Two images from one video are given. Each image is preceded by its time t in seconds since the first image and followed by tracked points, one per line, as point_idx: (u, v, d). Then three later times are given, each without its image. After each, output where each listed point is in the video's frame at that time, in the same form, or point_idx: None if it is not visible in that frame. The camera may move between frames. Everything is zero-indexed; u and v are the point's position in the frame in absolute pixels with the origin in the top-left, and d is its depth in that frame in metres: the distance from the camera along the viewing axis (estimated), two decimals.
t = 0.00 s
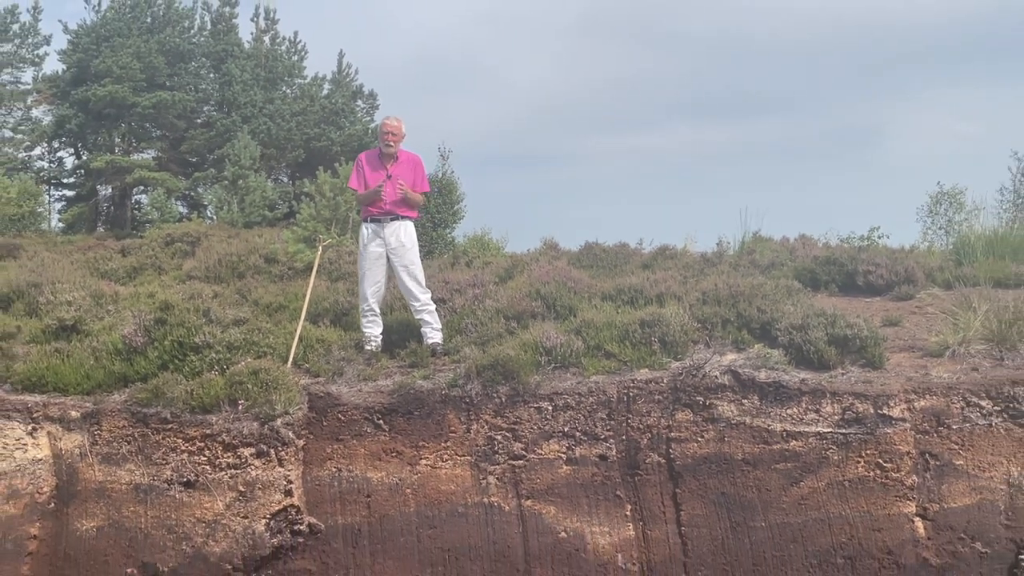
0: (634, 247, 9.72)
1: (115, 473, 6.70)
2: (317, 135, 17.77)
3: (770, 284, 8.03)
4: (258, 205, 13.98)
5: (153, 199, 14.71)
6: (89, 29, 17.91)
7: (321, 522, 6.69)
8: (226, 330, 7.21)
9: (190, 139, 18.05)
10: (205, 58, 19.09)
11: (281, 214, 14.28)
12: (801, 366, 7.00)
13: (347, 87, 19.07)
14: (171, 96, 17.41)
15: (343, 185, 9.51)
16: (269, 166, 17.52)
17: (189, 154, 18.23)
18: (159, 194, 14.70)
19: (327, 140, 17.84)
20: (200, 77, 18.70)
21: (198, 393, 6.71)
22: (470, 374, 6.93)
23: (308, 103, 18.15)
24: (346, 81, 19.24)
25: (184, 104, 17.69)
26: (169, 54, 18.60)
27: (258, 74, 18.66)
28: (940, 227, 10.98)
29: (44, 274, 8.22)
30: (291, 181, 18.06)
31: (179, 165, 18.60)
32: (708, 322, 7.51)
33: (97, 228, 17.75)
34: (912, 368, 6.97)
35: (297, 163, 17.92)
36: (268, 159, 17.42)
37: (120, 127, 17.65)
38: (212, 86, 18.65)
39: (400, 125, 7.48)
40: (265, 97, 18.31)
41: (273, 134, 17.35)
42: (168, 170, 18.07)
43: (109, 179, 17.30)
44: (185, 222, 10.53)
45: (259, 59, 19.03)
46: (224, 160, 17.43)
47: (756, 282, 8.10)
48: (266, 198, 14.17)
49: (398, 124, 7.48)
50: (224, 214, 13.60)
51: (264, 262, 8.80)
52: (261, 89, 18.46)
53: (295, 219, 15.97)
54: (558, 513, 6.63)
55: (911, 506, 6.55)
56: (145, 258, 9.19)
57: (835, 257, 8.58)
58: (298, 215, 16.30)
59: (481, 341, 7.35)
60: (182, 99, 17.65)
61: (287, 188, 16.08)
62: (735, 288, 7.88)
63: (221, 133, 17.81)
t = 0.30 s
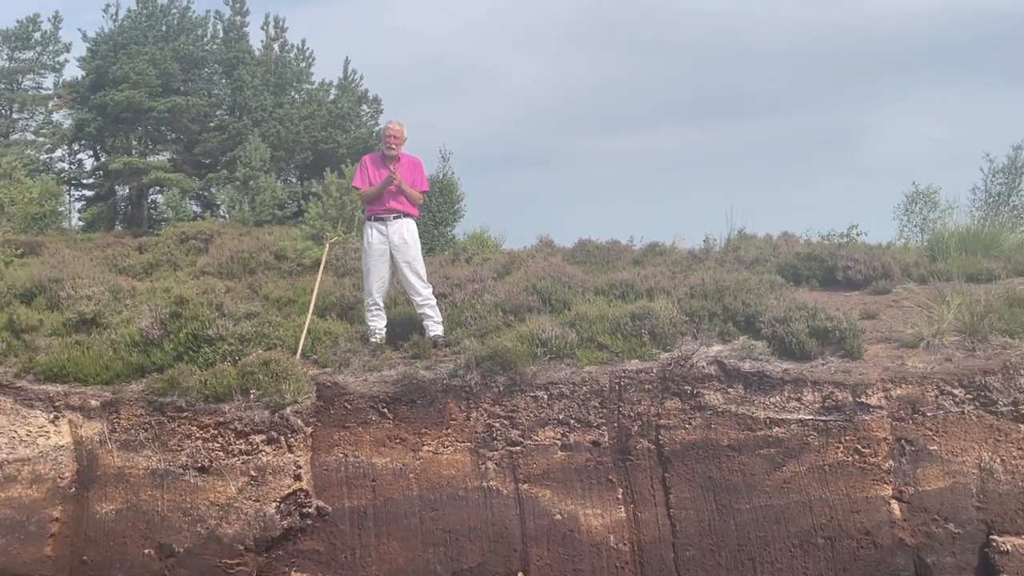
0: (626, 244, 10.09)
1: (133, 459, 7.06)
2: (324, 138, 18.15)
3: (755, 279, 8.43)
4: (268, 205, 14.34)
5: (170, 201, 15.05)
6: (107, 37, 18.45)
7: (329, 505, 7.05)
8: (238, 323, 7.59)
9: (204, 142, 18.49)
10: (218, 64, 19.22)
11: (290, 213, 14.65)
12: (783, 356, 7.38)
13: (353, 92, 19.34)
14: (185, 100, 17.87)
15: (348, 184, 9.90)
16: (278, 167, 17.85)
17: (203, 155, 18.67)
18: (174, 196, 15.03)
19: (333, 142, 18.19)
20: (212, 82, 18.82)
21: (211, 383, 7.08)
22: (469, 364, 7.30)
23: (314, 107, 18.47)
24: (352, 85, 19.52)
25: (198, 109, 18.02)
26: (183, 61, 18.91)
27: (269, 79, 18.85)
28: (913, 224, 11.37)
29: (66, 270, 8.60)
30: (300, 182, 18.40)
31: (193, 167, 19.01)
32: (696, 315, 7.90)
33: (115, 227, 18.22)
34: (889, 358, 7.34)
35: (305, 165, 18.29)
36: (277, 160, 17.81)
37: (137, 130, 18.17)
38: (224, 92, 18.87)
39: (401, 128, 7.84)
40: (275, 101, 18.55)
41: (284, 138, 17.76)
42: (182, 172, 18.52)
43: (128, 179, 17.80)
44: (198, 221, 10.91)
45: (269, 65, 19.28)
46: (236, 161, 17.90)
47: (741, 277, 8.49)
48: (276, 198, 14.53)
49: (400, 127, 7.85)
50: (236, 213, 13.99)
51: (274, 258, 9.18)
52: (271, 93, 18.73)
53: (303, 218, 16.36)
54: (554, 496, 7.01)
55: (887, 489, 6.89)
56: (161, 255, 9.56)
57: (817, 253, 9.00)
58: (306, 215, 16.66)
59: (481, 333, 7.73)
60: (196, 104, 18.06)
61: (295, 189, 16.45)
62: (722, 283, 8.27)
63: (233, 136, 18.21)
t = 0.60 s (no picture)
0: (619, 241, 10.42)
1: (146, 447, 7.37)
2: (330, 139, 18.36)
3: (742, 276, 8.78)
4: (275, 204, 14.66)
5: (182, 201, 15.36)
6: (121, 42, 19.07)
7: (334, 492, 7.34)
8: (246, 318, 7.92)
9: (214, 143, 18.93)
10: (227, 70, 19.76)
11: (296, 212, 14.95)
12: (768, 349, 7.72)
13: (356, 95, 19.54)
14: (195, 103, 18.30)
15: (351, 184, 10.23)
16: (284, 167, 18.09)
17: (213, 156, 19.08)
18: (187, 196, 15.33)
19: (338, 144, 18.42)
20: (222, 86, 19.57)
21: (221, 374, 7.39)
22: (469, 357, 7.62)
23: (319, 109, 18.66)
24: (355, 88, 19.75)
25: (208, 113, 18.55)
26: (193, 66, 19.41)
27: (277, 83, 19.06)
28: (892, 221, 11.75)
29: (82, 267, 8.93)
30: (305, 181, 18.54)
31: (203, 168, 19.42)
32: (685, 310, 8.24)
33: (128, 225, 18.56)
34: (870, 351, 7.68)
35: (310, 164, 18.63)
36: (284, 160, 18.04)
37: (149, 132, 18.68)
38: (232, 96, 19.41)
39: (403, 130, 8.16)
40: (283, 104, 18.80)
41: (290, 139, 18.03)
42: (193, 172, 18.93)
43: (140, 179, 18.20)
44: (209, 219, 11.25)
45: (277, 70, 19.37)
46: (245, 162, 18.28)
47: (728, 273, 8.84)
48: (283, 198, 14.84)
49: (402, 129, 8.17)
50: (245, 211, 14.33)
51: (281, 255, 9.50)
52: (278, 97, 18.98)
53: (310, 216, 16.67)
54: (550, 483, 7.33)
55: (868, 476, 7.21)
56: (173, 252, 9.88)
57: (801, 250, 9.38)
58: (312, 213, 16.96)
59: (479, 327, 8.04)
60: (206, 108, 18.52)
61: (302, 188, 16.77)
62: (710, 279, 8.61)
63: (241, 138, 18.55)
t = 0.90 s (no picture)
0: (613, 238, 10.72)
1: (157, 437, 7.65)
2: (332, 139, 18.62)
3: (731, 271, 9.09)
4: (280, 203, 14.94)
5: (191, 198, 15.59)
6: (131, 47, 19.26)
7: (338, 480, 7.62)
8: (253, 312, 8.22)
9: (221, 143, 19.21)
10: (235, 73, 19.98)
11: (301, 211, 15.20)
12: (756, 342, 8.03)
13: (359, 99, 19.73)
14: (203, 105, 18.59)
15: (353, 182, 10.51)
16: (289, 167, 18.42)
17: (220, 156, 19.34)
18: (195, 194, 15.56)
19: (341, 145, 18.73)
20: (229, 89, 19.81)
21: (229, 367, 7.68)
22: (469, 350, 7.92)
23: (323, 112, 18.87)
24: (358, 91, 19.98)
25: (215, 114, 18.83)
26: (201, 69, 19.62)
27: (282, 86, 19.28)
28: (874, 218, 12.08)
29: (94, 264, 9.22)
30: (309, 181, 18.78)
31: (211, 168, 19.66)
32: (676, 305, 8.53)
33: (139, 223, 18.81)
34: (853, 343, 7.98)
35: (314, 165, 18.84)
36: (289, 160, 18.39)
37: (158, 133, 18.97)
38: (239, 98, 19.64)
39: (403, 131, 8.43)
40: (288, 106, 19.05)
41: (296, 142, 18.36)
42: (201, 172, 19.19)
43: (150, 179, 18.51)
44: (217, 217, 11.53)
45: (282, 72, 19.55)
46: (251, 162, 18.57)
47: (718, 269, 9.14)
48: (287, 196, 15.11)
49: (402, 130, 8.44)
50: (251, 209, 14.61)
51: (286, 251, 9.79)
52: (283, 100, 19.18)
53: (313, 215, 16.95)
54: (546, 471, 7.62)
55: (852, 464, 7.50)
56: (181, 249, 10.16)
57: (787, 247, 9.72)
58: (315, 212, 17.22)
59: (478, 321, 8.34)
60: (214, 110, 18.81)
61: (306, 186, 17.02)
62: (699, 275, 8.91)
63: (247, 138, 18.78)
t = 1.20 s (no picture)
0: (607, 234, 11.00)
1: (165, 428, 7.91)
2: (335, 139, 18.81)
3: (721, 267, 9.38)
4: (285, 202, 15.20)
5: (198, 198, 15.96)
6: (140, 48, 19.63)
7: (341, 469, 7.89)
8: (259, 307, 8.49)
9: (227, 143, 19.44)
10: (241, 76, 20.26)
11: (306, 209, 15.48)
12: (745, 335, 8.31)
13: (361, 99, 19.91)
14: (210, 106, 18.85)
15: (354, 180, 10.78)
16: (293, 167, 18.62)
17: (227, 156, 19.56)
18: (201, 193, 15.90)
19: (343, 145, 18.82)
20: (235, 91, 20.08)
21: (235, 359, 7.96)
22: (467, 343, 8.19)
23: (325, 112, 19.07)
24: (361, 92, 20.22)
25: (221, 115, 19.07)
26: (206, 70, 19.80)
27: (286, 88, 19.56)
28: (858, 216, 12.41)
29: (104, 261, 9.50)
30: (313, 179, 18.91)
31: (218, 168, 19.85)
32: (668, 299, 8.81)
33: (148, 221, 19.09)
34: (838, 336, 8.27)
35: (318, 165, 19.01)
36: (291, 160, 18.65)
37: (165, 133, 19.23)
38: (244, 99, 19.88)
39: (401, 132, 8.69)
40: (292, 107, 19.35)
41: (300, 141, 18.63)
42: (207, 171, 19.41)
43: (158, 177, 18.82)
44: (224, 215, 11.80)
45: (286, 75, 19.92)
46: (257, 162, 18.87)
47: (708, 265, 9.43)
48: (291, 195, 15.38)
49: (400, 131, 8.70)
50: (256, 207, 14.86)
51: (290, 247, 10.07)
52: (287, 101, 19.48)
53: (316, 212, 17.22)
54: (542, 460, 7.90)
55: (835, 452, 7.80)
56: (188, 245, 10.43)
57: (775, 244, 10.03)
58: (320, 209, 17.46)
59: (476, 315, 8.62)
60: (220, 110, 19.04)
61: (310, 185, 17.24)
62: (690, 270, 9.21)
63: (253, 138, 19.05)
